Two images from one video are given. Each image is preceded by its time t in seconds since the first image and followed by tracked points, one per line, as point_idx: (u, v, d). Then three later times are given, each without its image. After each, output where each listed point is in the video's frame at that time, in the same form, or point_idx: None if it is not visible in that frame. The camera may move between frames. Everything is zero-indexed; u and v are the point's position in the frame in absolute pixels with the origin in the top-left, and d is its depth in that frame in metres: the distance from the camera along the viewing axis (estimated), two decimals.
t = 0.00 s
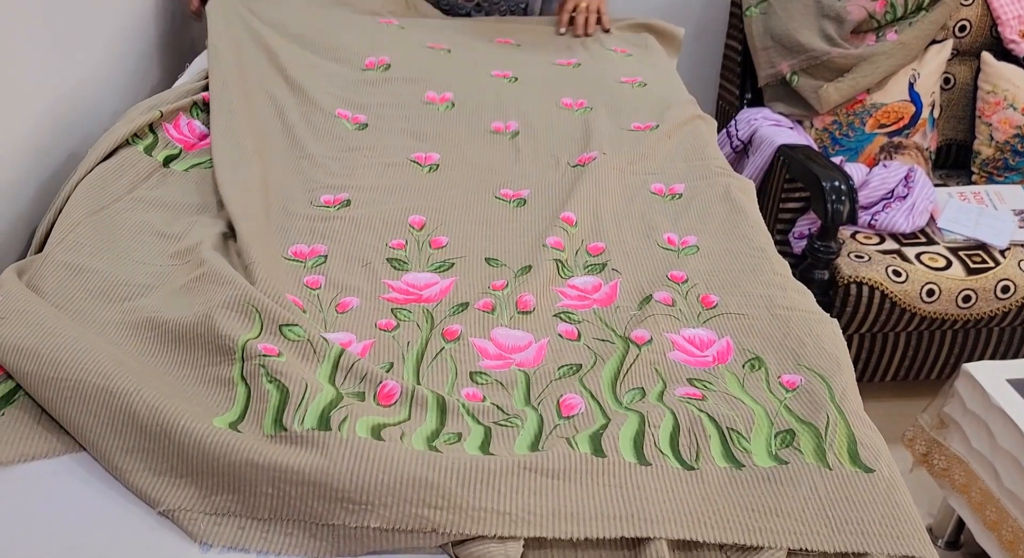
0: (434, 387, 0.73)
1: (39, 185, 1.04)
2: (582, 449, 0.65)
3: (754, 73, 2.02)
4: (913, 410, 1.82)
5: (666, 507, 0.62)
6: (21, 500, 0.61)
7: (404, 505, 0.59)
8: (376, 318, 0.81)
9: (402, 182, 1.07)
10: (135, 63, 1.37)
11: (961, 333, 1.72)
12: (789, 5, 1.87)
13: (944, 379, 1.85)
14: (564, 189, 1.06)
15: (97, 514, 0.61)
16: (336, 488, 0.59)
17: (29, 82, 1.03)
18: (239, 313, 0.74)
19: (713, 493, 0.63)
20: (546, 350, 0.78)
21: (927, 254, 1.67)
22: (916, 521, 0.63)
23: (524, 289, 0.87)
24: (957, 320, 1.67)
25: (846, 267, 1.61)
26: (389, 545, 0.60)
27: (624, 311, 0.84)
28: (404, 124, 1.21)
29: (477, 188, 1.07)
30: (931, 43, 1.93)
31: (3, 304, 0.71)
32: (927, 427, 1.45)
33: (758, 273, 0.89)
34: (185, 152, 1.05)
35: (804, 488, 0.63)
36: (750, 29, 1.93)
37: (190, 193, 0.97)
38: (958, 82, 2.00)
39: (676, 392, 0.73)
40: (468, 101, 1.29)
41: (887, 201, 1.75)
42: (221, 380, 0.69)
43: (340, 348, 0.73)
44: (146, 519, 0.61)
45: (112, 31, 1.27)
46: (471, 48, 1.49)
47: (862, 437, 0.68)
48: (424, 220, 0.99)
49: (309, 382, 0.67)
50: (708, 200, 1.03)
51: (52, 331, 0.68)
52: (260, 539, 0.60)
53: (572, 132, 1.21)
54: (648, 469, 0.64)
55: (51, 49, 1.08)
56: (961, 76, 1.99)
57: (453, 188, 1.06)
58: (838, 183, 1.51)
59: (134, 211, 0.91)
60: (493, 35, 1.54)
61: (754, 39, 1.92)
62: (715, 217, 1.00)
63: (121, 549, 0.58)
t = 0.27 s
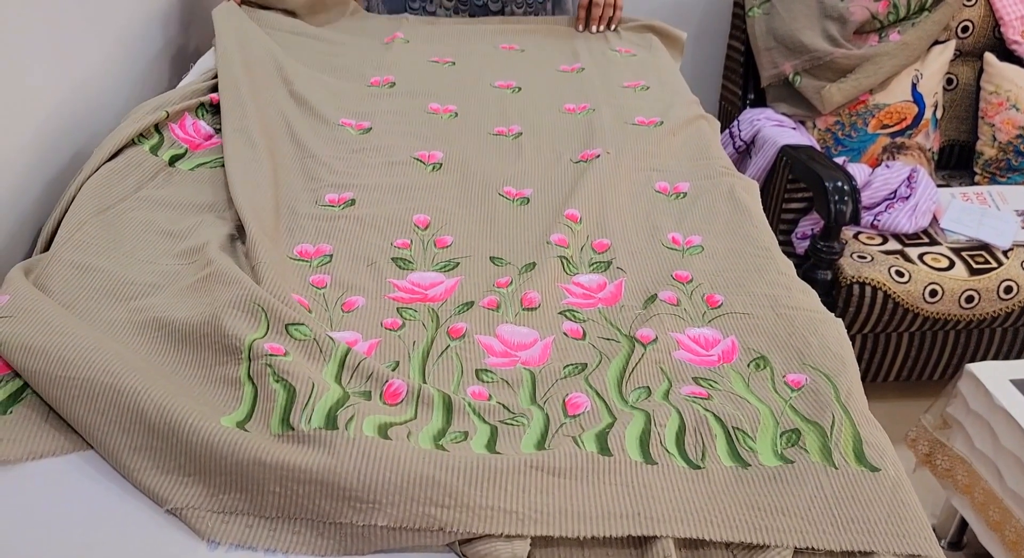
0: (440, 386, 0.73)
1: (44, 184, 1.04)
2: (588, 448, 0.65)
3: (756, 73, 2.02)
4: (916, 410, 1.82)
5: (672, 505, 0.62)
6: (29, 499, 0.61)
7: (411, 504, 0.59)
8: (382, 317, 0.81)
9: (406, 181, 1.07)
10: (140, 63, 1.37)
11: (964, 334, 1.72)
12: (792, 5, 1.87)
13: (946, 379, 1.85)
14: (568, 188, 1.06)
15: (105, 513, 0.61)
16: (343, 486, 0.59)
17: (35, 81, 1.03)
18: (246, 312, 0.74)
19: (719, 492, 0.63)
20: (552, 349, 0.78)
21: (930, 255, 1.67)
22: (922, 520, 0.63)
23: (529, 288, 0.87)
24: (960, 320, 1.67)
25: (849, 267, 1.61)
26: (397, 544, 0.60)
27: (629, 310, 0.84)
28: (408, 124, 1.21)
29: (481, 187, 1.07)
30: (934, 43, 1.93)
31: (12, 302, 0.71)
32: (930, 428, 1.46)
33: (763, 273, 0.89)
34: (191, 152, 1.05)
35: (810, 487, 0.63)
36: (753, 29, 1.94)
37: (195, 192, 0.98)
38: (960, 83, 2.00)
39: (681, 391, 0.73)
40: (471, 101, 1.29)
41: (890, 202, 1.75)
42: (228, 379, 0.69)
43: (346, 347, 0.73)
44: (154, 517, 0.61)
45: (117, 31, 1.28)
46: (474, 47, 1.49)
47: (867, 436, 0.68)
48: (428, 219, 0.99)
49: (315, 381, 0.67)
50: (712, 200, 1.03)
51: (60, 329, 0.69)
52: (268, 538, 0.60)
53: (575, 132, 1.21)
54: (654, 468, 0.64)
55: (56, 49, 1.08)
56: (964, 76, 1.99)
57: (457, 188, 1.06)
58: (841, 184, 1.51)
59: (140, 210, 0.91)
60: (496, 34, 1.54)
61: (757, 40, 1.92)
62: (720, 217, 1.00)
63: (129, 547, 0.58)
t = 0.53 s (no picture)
0: (442, 385, 0.73)
1: (43, 184, 1.04)
2: (590, 447, 0.65)
3: (758, 72, 2.01)
4: (917, 409, 1.81)
5: (674, 504, 0.61)
6: (30, 497, 0.61)
7: (413, 502, 0.59)
8: (383, 316, 0.81)
9: (406, 181, 1.07)
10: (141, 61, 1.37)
11: (966, 334, 1.72)
12: (793, 4, 1.87)
13: (948, 379, 1.85)
14: (569, 188, 1.06)
15: (106, 512, 0.61)
16: (345, 485, 0.59)
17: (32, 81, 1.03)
18: (248, 311, 0.74)
19: (721, 492, 0.63)
20: (554, 349, 0.78)
21: (932, 254, 1.66)
22: (926, 521, 0.62)
23: (530, 288, 0.87)
24: (962, 320, 1.66)
25: (851, 267, 1.61)
26: (398, 543, 0.60)
27: (631, 309, 0.84)
28: (409, 124, 1.21)
29: (482, 187, 1.06)
30: (936, 43, 1.92)
31: (13, 300, 0.71)
32: (932, 427, 1.45)
33: (765, 272, 0.89)
34: (185, 145, 1.05)
35: (813, 486, 0.63)
36: (755, 28, 1.93)
37: (196, 191, 0.97)
38: (962, 82, 1.99)
39: (684, 391, 0.73)
40: (472, 100, 1.29)
41: (891, 201, 1.75)
42: (229, 377, 0.69)
43: (348, 347, 0.73)
44: (156, 516, 0.61)
45: (116, 30, 1.28)
46: (475, 46, 1.49)
47: (870, 436, 0.68)
48: (430, 219, 0.99)
49: (317, 380, 0.67)
50: (714, 199, 1.03)
51: (62, 328, 0.69)
52: (268, 537, 0.60)
53: (576, 131, 1.21)
54: (657, 468, 0.64)
55: (53, 48, 1.08)
56: (966, 76, 1.99)
57: (458, 187, 1.06)
58: (843, 183, 1.51)
59: (141, 209, 0.91)
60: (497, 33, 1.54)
61: (759, 39, 1.91)
62: (723, 217, 1.00)
63: (130, 546, 0.58)
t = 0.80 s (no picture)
0: (443, 386, 0.72)
1: (49, 183, 1.04)
2: (593, 449, 0.65)
3: (760, 72, 2.01)
4: (919, 410, 1.81)
5: (677, 505, 0.61)
6: (31, 500, 0.61)
7: (415, 504, 0.59)
8: (385, 316, 0.81)
9: (408, 182, 1.06)
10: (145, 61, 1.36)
11: (968, 334, 1.72)
12: (795, 4, 1.86)
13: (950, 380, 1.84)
14: (571, 189, 1.06)
15: (107, 514, 0.60)
16: (346, 487, 0.59)
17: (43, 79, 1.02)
18: (250, 311, 0.74)
19: (725, 494, 0.62)
20: (556, 349, 0.78)
21: (933, 255, 1.66)
22: (930, 523, 0.62)
23: (532, 288, 0.86)
24: (964, 321, 1.66)
25: (853, 267, 1.61)
26: (401, 545, 0.60)
27: (633, 310, 0.84)
28: (410, 125, 1.21)
29: (483, 187, 1.06)
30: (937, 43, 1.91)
31: (14, 301, 0.71)
32: (934, 428, 1.45)
33: (767, 273, 0.88)
34: (167, 129, 1.01)
35: (816, 488, 0.63)
36: (757, 28, 1.92)
37: (198, 191, 0.97)
38: (964, 82, 1.99)
39: (686, 392, 0.72)
40: (475, 100, 1.29)
41: (893, 202, 1.75)
42: (231, 378, 0.69)
43: (350, 347, 0.73)
44: (156, 518, 0.61)
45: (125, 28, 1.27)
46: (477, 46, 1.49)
47: (874, 437, 0.68)
48: (431, 219, 0.99)
49: (319, 381, 0.67)
50: (716, 200, 1.03)
51: (63, 330, 0.68)
52: (270, 540, 0.60)
53: (578, 131, 1.20)
54: (660, 470, 0.64)
55: (65, 46, 1.08)
56: (967, 76, 1.99)
57: (460, 188, 1.06)
58: (844, 183, 1.50)
59: (142, 209, 0.90)
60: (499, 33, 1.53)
61: (760, 39, 1.91)
62: (725, 217, 0.99)
63: (131, 549, 0.58)
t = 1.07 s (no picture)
0: (446, 388, 0.72)
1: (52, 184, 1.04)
2: (596, 451, 0.65)
3: (761, 73, 2.01)
4: (920, 411, 1.81)
5: (680, 508, 0.61)
6: (34, 501, 0.60)
7: (418, 507, 0.59)
8: (387, 318, 0.81)
9: (409, 183, 1.06)
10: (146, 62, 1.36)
11: (969, 336, 1.72)
12: (796, 5, 1.86)
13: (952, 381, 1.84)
14: (573, 190, 1.06)
15: (109, 516, 0.60)
16: (349, 490, 0.59)
17: (45, 79, 1.02)
18: (253, 313, 0.74)
19: (728, 497, 0.62)
20: (558, 351, 0.77)
21: (935, 256, 1.66)
22: (934, 526, 0.62)
23: (534, 290, 0.86)
24: (965, 322, 1.66)
25: (854, 268, 1.61)
26: (403, 548, 0.60)
27: (635, 311, 0.84)
28: (413, 126, 1.21)
29: (485, 188, 1.06)
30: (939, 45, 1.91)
31: (15, 302, 0.71)
32: (935, 430, 1.45)
33: (770, 275, 0.88)
34: (174, 138, 1.01)
35: (820, 491, 0.63)
36: (757, 30, 1.92)
37: (199, 192, 0.97)
38: (966, 83, 1.99)
39: (689, 394, 0.72)
40: (476, 101, 1.29)
41: (894, 203, 1.75)
42: (233, 380, 0.69)
43: (353, 349, 0.73)
44: (159, 521, 0.61)
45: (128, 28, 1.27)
46: (479, 47, 1.49)
47: (877, 439, 0.68)
48: (433, 221, 0.99)
49: (321, 383, 0.67)
50: (718, 201, 1.03)
51: (64, 332, 0.68)
52: (272, 542, 0.60)
53: (580, 133, 1.20)
54: (663, 472, 0.64)
55: (67, 47, 1.08)
56: (969, 77, 1.98)
57: (462, 189, 1.06)
58: (846, 185, 1.50)
59: (144, 210, 0.90)
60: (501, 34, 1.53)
61: (761, 40, 1.91)
62: (728, 219, 0.99)
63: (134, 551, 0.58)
